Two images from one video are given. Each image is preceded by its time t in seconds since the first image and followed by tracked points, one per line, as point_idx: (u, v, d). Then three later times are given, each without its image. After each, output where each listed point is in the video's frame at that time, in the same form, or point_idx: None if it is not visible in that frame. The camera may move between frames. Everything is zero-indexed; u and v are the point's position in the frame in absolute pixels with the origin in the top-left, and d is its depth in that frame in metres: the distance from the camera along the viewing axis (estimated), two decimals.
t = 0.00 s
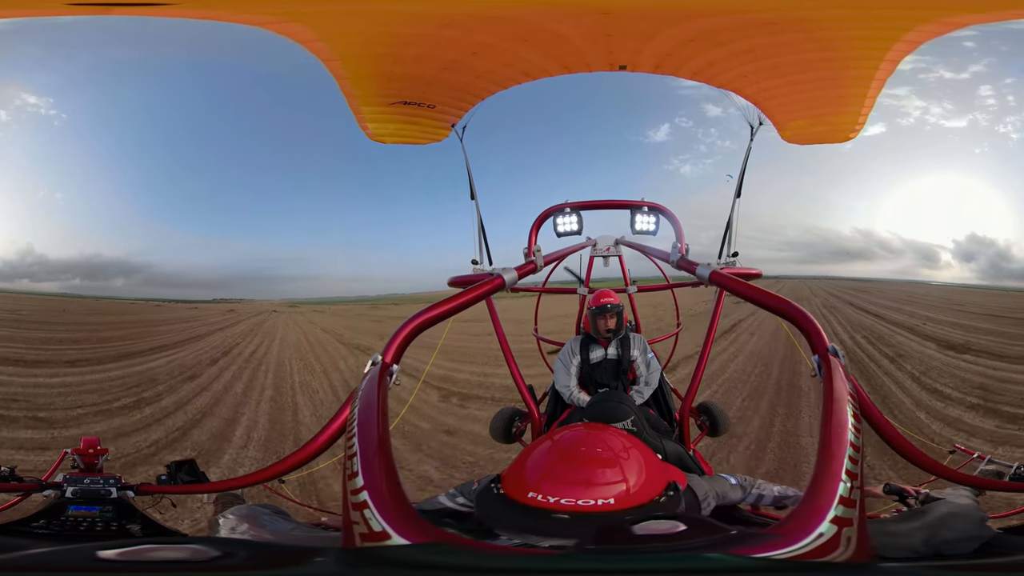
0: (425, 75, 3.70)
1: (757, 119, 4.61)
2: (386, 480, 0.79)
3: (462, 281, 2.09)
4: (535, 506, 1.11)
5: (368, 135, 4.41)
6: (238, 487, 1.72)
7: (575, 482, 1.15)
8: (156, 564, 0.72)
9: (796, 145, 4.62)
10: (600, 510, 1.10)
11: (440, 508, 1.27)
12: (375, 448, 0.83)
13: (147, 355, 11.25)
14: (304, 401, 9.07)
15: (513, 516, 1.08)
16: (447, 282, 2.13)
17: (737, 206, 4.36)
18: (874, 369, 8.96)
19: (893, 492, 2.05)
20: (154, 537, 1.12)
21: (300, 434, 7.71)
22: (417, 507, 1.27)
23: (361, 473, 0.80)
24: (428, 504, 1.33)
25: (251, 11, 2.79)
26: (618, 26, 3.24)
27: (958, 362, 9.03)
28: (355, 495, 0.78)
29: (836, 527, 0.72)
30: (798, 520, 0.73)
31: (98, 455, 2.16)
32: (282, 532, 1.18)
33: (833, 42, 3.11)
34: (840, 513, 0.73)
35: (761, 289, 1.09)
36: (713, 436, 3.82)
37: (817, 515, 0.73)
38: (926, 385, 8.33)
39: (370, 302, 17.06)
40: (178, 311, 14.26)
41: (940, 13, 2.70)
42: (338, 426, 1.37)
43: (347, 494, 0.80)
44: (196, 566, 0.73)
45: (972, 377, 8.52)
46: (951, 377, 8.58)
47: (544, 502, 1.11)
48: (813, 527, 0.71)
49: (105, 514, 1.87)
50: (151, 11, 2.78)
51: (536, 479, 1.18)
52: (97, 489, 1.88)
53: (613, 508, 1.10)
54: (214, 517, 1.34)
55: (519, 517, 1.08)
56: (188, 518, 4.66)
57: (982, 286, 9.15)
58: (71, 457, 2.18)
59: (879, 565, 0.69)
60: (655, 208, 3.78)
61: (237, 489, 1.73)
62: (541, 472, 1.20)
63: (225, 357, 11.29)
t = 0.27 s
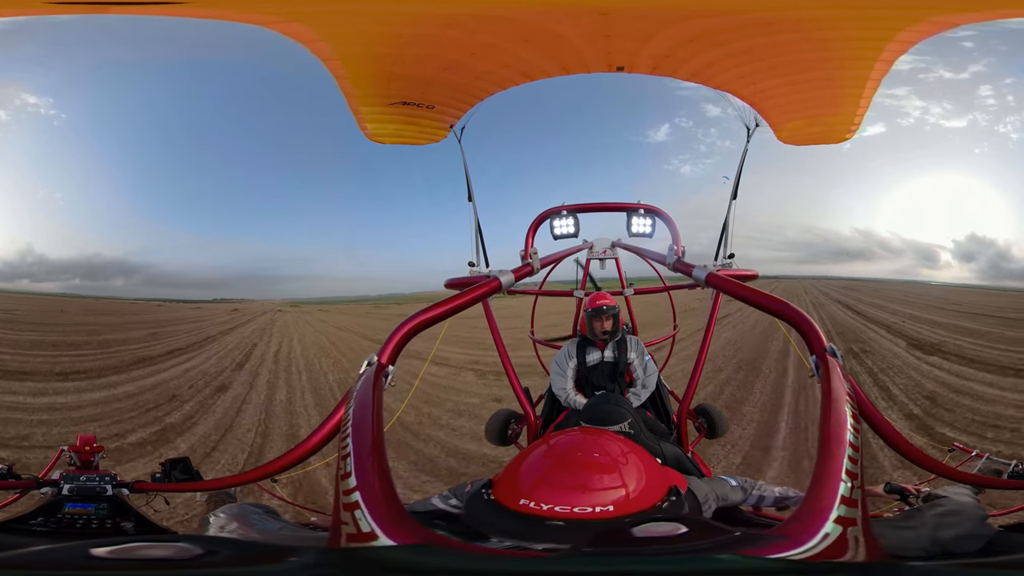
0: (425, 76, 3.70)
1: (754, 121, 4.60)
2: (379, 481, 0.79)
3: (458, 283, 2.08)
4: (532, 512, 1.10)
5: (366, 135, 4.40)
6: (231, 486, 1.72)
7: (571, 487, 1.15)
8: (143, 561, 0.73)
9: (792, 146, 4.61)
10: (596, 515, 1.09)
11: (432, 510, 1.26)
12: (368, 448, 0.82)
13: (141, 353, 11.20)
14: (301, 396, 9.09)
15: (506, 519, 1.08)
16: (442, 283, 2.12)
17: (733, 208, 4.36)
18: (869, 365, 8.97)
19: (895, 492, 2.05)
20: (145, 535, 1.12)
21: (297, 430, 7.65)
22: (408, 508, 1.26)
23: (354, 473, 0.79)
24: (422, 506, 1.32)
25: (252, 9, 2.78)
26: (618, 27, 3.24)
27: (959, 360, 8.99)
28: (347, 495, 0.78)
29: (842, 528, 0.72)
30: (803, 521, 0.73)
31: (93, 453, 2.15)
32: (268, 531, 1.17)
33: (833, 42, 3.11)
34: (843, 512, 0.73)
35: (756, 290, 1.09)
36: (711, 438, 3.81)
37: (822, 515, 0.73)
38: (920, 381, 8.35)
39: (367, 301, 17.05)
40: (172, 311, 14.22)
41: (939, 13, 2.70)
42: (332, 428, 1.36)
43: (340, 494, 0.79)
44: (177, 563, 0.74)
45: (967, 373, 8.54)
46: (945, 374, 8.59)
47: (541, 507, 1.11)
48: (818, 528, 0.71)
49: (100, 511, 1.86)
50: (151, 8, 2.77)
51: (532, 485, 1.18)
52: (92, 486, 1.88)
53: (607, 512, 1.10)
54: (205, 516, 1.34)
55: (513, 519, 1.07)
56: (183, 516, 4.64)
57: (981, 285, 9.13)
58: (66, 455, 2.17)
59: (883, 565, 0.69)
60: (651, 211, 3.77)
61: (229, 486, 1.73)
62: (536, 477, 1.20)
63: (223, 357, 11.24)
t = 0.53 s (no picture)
0: (425, 77, 3.70)
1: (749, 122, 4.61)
2: (371, 482, 0.79)
3: (454, 284, 2.08)
4: (521, 513, 1.10)
5: (365, 134, 4.39)
6: (225, 483, 1.73)
7: (556, 489, 1.15)
8: (135, 558, 0.75)
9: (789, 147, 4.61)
10: (583, 516, 1.10)
11: (420, 510, 1.26)
12: (362, 447, 0.81)
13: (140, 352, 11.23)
14: (301, 391, 9.15)
15: (492, 520, 1.08)
16: (438, 284, 2.12)
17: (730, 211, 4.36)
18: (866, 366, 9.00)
19: (897, 492, 2.05)
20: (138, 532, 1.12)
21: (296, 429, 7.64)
22: (396, 508, 1.26)
23: (346, 472, 0.79)
24: (410, 507, 1.32)
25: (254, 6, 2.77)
26: (620, 29, 3.25)
27: (958, 358, 8.99)
28: (338, 494, 0.78)
29: (846, 528, 0.72)
30: (807, 524, 0.73)
31: (91, 450, 2.15)
32: (257, 529, 1.18)
33: (833, 44, 3.11)
34: (846, 514, 0.73)
35: (751, 292, 1.08)
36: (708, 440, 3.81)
37: (823, 518, 0.73)
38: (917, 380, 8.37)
39: (365, 301, 17.04)
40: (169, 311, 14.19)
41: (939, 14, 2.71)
42: (324, 428, 1.36)
43: (331, 494, 0.79)
44: (168, 560, 0.75)
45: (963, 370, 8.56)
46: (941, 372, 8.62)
47: (530, 509, 1.11)
48: (824, 529, 0.71)
49: (99, 509, 1.87)
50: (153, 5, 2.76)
51: (518, 485, 1.18)
52: (91, 483, 1.88)
53: (598, 513, 1.10)
54: (198, 513, 1.35)
55: (499, 521, 1.07)
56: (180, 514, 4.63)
57: (979, 284, 9.15)
58: (64, 453, 2.17)
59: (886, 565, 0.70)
60: (647, 213, 3.78)
61: (224, 484, 1.74)
62: (523, 478, 1.20)
63: (221, 357, 11.22)
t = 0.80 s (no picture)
0: (426, 77, 3.70)
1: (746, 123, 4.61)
2: (365, 481, 0.78)
3: (452, 284, 2.08)
4: (521, 513, 1.10)
5: (364, 134, 4.39)
6: (222, 481, 1.73)
7: (555, 489, 1.15)
8: (134, 557, 0.75)
9: (785, 148, 4.60)
10: (582, 517, 1.09)
11: (414, 510, 1.26)
12: (357, 447, 0.81)
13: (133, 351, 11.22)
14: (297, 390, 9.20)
15: (490, 519, 1.08)
16: (436, 285, 2.12)
17: (727, 212, 4.35)
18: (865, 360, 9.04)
19: (898, 493, 2.04)
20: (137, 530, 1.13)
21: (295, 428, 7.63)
22: (390, 508, 1.26)
23: (341, 471, 0.79)
24: (405, 506, 1.32)
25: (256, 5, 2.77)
26: (621, 31, 3.25)
27: (956, 359, 9.02)
28: (333, 493, 0.78)
29: (847, 529, 0.72)
30: (807, 525, 0.73)
31: (89, 449, 2.15)
32: (253, 527, 1.18)
33: (831, 45, 3.11)
34: (846, 515, 0.73)
35: (749, 293, 1.08)
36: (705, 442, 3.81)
37: (824, 519, 0.73)
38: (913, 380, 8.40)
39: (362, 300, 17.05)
40: (167, 310, 14.17)
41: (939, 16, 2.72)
42: (322, 426, 1.36)
43: (326, 493, 0.79)
44: (166, 558, 0.75)
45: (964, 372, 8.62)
46: (941, 372, 8.68)
47: (529, 509, 1.10)
48: (825, 530, 0.71)
49: (99, 507, 1.87)
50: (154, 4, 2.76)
51: (519, 486, 1.18)
52: (90, 481, 1.88)
53: (595, 514, 1.10)
54: (195, 511, 1.35)
55: (497, 520, 1.07)
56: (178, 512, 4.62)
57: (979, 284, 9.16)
58: (62, 451, 2.16)
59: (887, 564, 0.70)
60: (645, 215, 3.78)
61: (221, 482, 1.74)
62: (524, 478, 1.20)
63: (219, 356, 11.21)
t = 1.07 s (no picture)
0: (426, 77, 3.70)
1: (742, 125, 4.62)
2: (364, 480, 0.78)
3: (450, 284, 2.08)
4: (515, 513, 1.10)
5: (364, 133, 4.39)
6: (220, 481, 1.72)
7: (552, 489, 1.15)
8: (135, 556, 0.75)
9: (782, 149, 4.59)
10: (578, 517, 1.09)
11: (410, 509, 1.26)
12: (356, 446, 0.81)
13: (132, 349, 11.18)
14: (296, 389, 9.19)
15: (485, 519, 1.08)
16: (435, 284, 2.12)
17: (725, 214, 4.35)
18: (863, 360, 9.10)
19: (897, 494, 2.04)
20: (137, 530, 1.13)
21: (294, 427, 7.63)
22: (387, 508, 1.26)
23: (339, 471, 0.79)
24: (401, 506, 1.32)
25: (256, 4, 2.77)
26: (621, 32, 3.26)
27: (953, 360, 9.05)
28: (331, 492, 0.78)
29: (846, 530, 0.72)
30: (806, 526, 0.73)
31: (88, 448, 2.15)
32: (251, 527, 1.18)
33: (827, 46, 3.11)
34: (845, 515, 0.73)
35: (747, 294, 1.08)
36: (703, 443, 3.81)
37: (822, 520, 0.73)
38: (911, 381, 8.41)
39: (362, 300, 17.07)
40: (167, 309, 14.16)
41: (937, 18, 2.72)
42: (320, 425, 1.36)
43: (324, 492, 0.79)
44: (167, 558, 0.75)
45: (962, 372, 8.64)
46: (939, 373, 8.70)
47: (523, 509, 1.10)
48: (824, 531, 0.71)
49: (99, 507, 1.87)
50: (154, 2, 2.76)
51: (514, 486, 1.18)
52: (89, 481, 1.88)
53: (592, 515, 1.10)
54: (195, 510, 1.36)
55: (492, 521, 1.07)
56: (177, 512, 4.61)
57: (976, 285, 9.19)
58: (62, 451, 2.17)
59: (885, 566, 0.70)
60: (644, 216, 3.78)
61: (220, 481, 1.74)
62: (519, 478, 1.20)
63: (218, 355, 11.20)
